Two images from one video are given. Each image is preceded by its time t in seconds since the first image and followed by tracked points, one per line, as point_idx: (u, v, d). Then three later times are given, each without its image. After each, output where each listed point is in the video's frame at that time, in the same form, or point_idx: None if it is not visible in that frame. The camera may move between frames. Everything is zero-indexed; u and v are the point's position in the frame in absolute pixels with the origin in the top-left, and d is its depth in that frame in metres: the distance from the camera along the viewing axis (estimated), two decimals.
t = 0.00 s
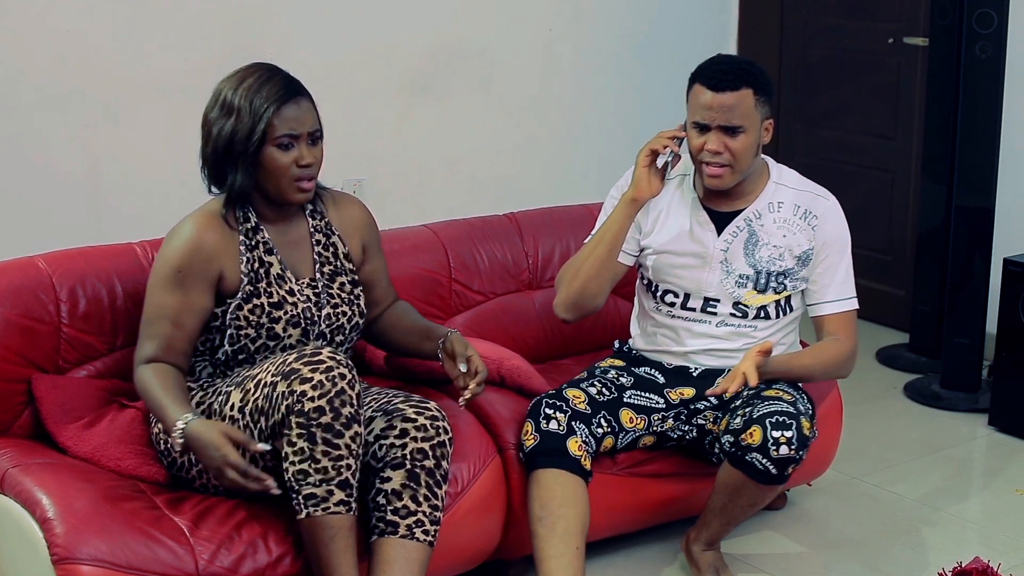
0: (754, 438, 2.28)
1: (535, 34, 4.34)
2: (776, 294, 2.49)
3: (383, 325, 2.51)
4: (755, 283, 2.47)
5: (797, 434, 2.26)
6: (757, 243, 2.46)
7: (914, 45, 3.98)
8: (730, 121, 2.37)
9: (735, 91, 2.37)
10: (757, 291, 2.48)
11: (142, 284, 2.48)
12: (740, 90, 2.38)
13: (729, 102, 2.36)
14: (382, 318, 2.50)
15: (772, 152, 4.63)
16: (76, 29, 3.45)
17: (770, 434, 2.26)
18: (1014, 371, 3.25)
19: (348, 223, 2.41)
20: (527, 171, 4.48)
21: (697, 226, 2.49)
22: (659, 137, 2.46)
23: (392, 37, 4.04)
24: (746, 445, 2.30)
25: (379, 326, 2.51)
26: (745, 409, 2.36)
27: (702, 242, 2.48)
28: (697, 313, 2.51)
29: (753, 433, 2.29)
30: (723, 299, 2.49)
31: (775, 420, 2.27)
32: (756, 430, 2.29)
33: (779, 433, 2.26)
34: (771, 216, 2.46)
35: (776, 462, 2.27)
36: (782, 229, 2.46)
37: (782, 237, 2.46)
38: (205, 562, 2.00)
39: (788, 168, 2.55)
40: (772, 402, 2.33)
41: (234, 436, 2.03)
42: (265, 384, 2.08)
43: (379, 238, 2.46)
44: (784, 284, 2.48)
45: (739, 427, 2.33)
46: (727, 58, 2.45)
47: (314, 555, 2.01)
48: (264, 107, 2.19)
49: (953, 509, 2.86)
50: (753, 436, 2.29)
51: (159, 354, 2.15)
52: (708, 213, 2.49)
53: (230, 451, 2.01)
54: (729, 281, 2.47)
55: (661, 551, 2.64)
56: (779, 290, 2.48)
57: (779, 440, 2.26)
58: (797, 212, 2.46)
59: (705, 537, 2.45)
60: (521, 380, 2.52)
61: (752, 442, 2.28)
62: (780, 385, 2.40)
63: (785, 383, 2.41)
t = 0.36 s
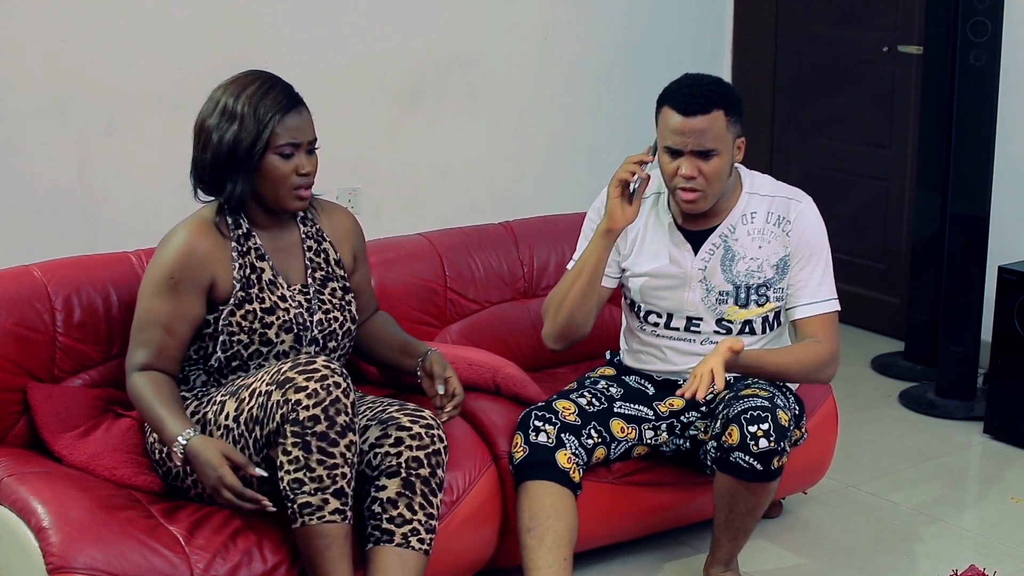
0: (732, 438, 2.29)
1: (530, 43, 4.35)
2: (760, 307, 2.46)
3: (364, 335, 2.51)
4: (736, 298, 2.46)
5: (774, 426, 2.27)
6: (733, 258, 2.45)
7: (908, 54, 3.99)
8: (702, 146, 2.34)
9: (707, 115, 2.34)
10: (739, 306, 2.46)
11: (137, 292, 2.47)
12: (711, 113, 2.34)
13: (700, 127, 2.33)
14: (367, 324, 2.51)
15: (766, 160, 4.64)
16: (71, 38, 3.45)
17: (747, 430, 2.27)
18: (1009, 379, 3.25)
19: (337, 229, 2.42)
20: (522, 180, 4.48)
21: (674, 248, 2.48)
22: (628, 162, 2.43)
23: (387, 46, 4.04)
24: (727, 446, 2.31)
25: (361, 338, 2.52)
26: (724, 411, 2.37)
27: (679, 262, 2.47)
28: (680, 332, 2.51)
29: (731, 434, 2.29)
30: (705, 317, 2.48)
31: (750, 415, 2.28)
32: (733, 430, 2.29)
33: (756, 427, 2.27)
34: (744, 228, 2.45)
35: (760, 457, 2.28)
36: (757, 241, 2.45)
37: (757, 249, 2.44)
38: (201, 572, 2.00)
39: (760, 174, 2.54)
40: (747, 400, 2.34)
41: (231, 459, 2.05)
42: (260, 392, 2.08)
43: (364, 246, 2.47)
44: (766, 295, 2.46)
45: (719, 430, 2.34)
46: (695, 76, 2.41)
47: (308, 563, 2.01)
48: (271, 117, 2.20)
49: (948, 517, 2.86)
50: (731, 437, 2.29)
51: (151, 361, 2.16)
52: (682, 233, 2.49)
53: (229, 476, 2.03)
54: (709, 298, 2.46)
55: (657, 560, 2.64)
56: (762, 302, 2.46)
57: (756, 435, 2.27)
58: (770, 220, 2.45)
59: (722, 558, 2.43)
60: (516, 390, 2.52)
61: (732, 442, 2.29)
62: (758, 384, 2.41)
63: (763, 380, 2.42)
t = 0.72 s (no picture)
0: (743, 447, 2.29)
1: (530, 47, 4.36)
2: (752, 321, 2.46)
3: (363, 340, 2.52)
4: (728, 314, 2.45)
5: (785, 436, 2.27)
6: (724, 274, 2.44)
7: (908, 59, 3.99)
8: (676, 166, 2.32)
9: (681, 134, 2.31)
10: (731, 321, 2.46)
11: (138, 297, 2.48)
12: (686, 132, 2.32)
13: (675, 147, 2.31)
14: (365, 329, 2.52)
15: (766, 165, 4.65)
16: (71, 43, 3.46)
17: (758, 440, 2.27)
18: (1010, 384, 3.25)
19: (335, 233, 2.44)
20: (522, 185, 4.49)
21: (663, 264, 2.48)
22: (606, 182, 2.43)
23: (387, 51, 4.05)
24: (737, 456, 2.30)
25: (360, 344, 2.52)
26: (732, 419, 2.35)
27: (670, 280, 2.47)
28: (675, 346, 2.51)
29: (742, 443, 2.29)
30: (698, 333, 2.48)
31: (761, 425, 2.28)
32: (744, 439, 2.29)
33: (767, 437, 2.27)
34: (734, 243, 2.44)
35: (769, 467, 2.28)
36: (747, 255, 2.43)
37: (748, 264, 2.43)
38: None
39: (749, 185, 2.52)
40: (757, 409, 2.33)
41: (248, 468, 2.04)
42: (260, 397, 2.08)
43: (363, 249, 2.48)
44: (758, 309, 2.46)
45: (728, 438, 2.33)
46: (674, 92, 2.38)
47: (308, 567, 2.01)
48: (288, 118, 2.22)
49: (949, 522, 2.86)
50: (742, 446, 2.29)
51: (156, 369, 2.16)
52: (670, 251, 2.48)
53: (246, 485, 2.01)
54: (701, 314, 2.46)
55: (657, 564, 2.64)
56: (753, 318, 2.46)
57: (768, 445, 2.27)
58: (760, 233, 2.44)
59: (722, 563, 2.43)
60: (516, 394, 2.52)
61: (743, 451, 2.29)
62: (765, 393, 2.41)
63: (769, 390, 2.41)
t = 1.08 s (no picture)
0: (738, 448, 2.29)
1: (530, 47, 4.36)
2: (750, 325, 2.46)
3: (362, 341, 2.52)
4: (726, 318, 2.45)
5: (780, 437, 2.27)
6: (722, 278, 2.44)
7: (908, 59, 3.99)
8: (671, 164, 2.32)
9: (675, 132, 2.32)
10: (729, 326, 2.46)
11: (138, 297, 2.48)
12: (680, 130, 2.32)
13: (669, 145, 2.31)
14: (364, 329, 2.52)
15: (766, 165, 4.65)
16: (70, 44, 3.46)
17: (753, 441, 2.27)
18: (1010, 384, 3.25)
19: (335, 232, 2.44)
20: (523, 185, 4.49)
21: (661, 269, 2.48)
22: (603, 184, 2.45)
23: (386, 51, 4.05)
24: (733, 457, 2.30)
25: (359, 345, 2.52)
26: (728, 421, 2.36)
27: (667, 283, 2.47)
28: (674, 350, 2.51)
29: (737, 444, 2.29)
30: (696, 337, 2.48)
31: (756, 426, 2.28)
32: (739, 440, 2.29)
33: (762, 438, 2.27)
34: (732, 247, 2.44)
35: (765, 468, 2.28)
36: (745, 260, 2.43)
37: (746, 268, 2.43)
38: None
39: (747, 188, 2.52)
40: (753, 410, 2.34)
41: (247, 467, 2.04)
42: (260, 397, 2.08)
43: (363, 248, 2.49)
44: (757, 313, 2.45)
45: (724, 439, 2.33)
46: (670, 92, 2.39)
47: (307, 566, 2.01)
48: (283, 122, 2.21)
49: (949, 522, 2.86)
50: (737, 447, 2.29)
51: (156, 368, 2.16)
52: (667, 253, 2.48)
53: (246, 484, 2.01)
54: (699, 318, 2.46)
55: (657, 564, 2.64)
56: (751, 322, 2.46)
57: (763, 446, 2.27)
58: (758, 237, 2.44)
59: (721, 564, 2.43)
60: (516, 395, 2.52)
61: (738, 452, 2.29)
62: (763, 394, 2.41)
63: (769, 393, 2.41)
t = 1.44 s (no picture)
0: (738, 448, 2.29)
1: (530, 48, 4.36)
2: (749, 325, 2.46)
3: (360, 342, 2.52)
4: (724, 318, 2.45)
5: (779, 437, 2.27)
6: (720, 278, 2.44)
7: (908, 59, 3.99)
8: (669, 165, 2.32)
9: (673, 133, 2.31)
10: (727, 326, 2.46)
11: (138, 297, 2.48)
12: (678, 131, 2.32)
13: (666, 147, 2.31)
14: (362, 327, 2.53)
15: (766, 165, 4.65)
16: (70, 44, 3.46)
17: (753, 441, 2.27)
18: (1009, 384, 3.25)
19: (334, 233, 2.44)
20: (523, 184, 4.49)
21: (659, 270, 2.48)
22: (601, 185, 2.44)
23: (386, 51, 4.05)
24: (732, 456, 2.31)
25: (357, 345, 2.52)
26: (728, 420, 2.36)
27: (665, 284, 2.47)
28: (672, 350, 2.51)
29: (737, 444, 2.29)
30: (695, 337, 2.48)
31: (756, 426, 2.28)
32: (739, 440, 2.29)
33: (762, 438, 2.27)
34: (730, 247, 2.44)
35: (764, 468, 2.28)
36: (743, 260, 2.43)
37: (744, 268, 2.43)
38: None
39: (745, 188, 2.52)
40: (753, 409, 2.33)
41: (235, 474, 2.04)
42: (260, 397, 2.08)
43: (362, 247, 2.49)
44: (755, 313, 2.45)
45: (724, 439, 2.33)
46: (667, 93, 2.38)
47: (307, 566, 2.01)
48: (277, 142, 2.17)
49: (949, 522, 2.86)
50: (737, 447, 2.29)
51: (156, 371, 2.16)
52: (666, 254, 2.48)
53: (235, 491, 2.02)
54: (698, 318, 2.46)
55: (657, 564, 2.64)
56: (750, 322, 2.46)
57: (763, 446, 2.27)
58: (756, 237, 2.44)
59: (721, 564, 2.42)
60: (516, 395, 2.52)
61: (738, 452, 2.29)
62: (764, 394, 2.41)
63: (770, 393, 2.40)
